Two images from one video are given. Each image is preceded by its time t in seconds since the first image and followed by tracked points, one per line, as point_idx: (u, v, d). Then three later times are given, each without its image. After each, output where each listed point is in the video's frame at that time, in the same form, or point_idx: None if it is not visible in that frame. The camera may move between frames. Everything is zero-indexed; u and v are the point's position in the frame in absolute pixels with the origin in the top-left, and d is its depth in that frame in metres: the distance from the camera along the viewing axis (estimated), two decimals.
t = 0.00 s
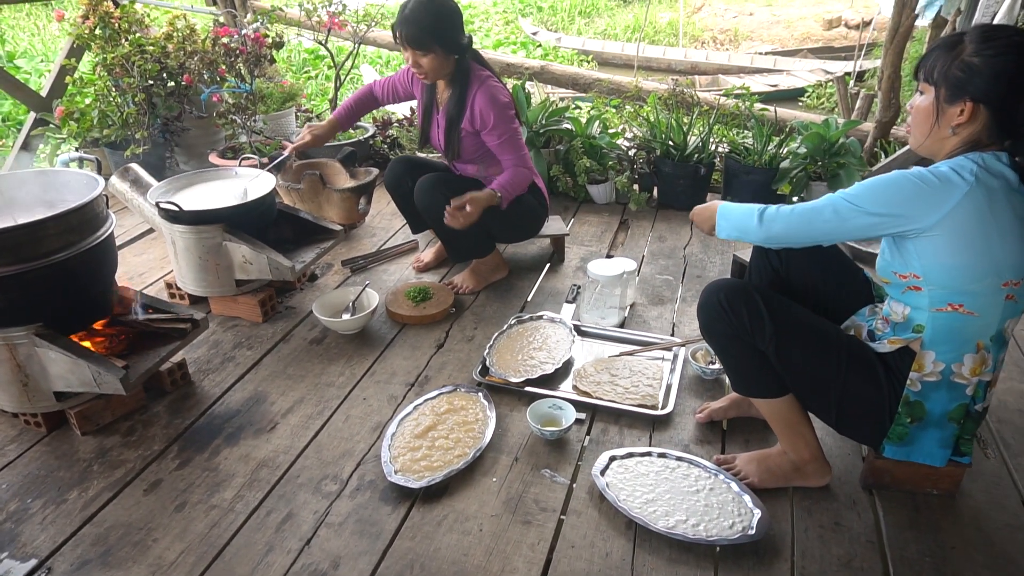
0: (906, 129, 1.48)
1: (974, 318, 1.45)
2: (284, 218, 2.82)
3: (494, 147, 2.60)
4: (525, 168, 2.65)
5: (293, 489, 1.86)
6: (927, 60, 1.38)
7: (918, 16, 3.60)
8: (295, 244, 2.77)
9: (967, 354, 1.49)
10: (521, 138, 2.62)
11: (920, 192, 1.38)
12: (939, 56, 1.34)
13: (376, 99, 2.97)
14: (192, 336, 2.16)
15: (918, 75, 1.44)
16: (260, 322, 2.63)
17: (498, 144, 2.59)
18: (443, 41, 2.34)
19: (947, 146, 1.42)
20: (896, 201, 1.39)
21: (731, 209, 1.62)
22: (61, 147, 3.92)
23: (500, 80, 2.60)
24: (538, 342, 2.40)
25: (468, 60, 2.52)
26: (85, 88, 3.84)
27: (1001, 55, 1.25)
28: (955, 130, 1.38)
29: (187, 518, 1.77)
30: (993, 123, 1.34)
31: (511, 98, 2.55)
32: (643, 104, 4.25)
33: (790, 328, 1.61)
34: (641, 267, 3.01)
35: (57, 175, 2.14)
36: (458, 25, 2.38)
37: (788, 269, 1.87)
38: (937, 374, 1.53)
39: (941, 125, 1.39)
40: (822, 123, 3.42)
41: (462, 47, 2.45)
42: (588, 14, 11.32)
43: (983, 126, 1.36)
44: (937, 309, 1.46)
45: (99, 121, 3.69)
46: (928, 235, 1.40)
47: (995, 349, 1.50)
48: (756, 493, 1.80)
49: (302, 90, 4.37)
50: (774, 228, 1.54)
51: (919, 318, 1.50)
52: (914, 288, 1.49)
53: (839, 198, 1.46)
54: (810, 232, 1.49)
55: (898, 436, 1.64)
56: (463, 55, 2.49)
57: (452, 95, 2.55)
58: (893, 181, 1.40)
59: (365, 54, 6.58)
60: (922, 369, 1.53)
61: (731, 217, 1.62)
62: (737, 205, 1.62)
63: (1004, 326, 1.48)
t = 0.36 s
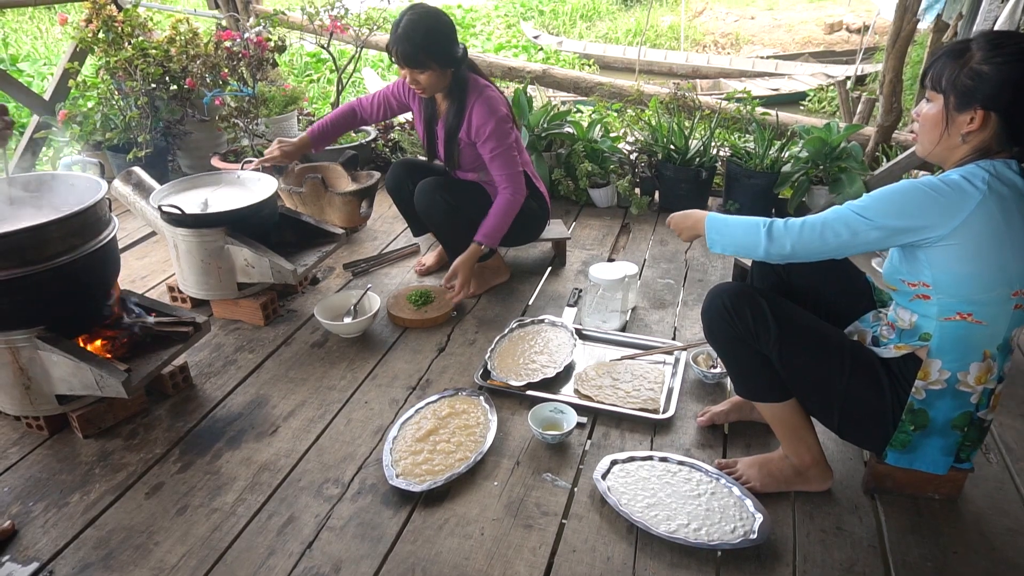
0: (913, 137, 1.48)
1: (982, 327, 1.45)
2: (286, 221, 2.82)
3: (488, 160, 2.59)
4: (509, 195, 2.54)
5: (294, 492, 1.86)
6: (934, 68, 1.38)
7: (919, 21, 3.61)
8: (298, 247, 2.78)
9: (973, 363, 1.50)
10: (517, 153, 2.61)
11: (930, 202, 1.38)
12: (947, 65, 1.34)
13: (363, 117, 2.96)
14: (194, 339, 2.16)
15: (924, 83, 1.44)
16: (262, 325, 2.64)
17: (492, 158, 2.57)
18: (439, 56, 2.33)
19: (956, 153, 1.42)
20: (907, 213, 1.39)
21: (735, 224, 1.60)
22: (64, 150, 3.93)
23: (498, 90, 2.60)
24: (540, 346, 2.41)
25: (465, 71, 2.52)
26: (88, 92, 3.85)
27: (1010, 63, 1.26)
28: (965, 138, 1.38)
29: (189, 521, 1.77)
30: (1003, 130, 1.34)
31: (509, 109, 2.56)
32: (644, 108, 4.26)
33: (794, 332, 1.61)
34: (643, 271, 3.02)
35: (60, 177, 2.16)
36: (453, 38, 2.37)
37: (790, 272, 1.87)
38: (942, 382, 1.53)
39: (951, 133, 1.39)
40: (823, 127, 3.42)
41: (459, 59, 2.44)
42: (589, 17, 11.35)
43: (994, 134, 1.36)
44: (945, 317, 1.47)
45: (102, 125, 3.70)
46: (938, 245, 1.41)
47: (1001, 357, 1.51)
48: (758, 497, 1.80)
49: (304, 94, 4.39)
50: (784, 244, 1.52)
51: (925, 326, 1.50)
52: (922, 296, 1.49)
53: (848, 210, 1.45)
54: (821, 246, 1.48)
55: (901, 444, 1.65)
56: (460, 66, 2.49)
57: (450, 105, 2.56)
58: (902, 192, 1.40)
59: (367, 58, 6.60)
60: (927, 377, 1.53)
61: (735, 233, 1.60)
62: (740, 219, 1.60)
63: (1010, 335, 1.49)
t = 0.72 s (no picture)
0: (917, 144, 1.48)
1: (989, 332, 1.45)
2: (287, 224, 2.82)
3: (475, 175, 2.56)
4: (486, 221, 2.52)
5: (295, 495, 1.86)
6: (937, 76, 1.39)
7: (919, 26, 3.62)
8: (298, 250, 2.78)
9: (979, 367, 1.50)
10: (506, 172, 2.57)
11: (937, 207, 1.39)
12: (953, 71, 1.34)
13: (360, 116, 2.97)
14: (195, 343, 2.17)
15: (927, 89, 1.45)
16: (263, 328, 2.64)
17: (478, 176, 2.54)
18: (429, 67, 2.35)
19: (963, 159, 1.42)
20: (914, 219, 1.40)
21: (743, 235, 1.60)
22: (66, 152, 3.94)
23: (492, 103, 2.57)
24: (540, 349, 2.41)
25: (459, 84, 2.49)
26: (90, 94, 3.87)
27: (1016, 69, 1.26)
28: (972, 144, 1.39)
29: (190, 524, 1.77)
30: (1009, 136, 1.35)
31: (500, 126, 2.52)
32: (644, 111, 4.27)
33: (799, 334, 1.62)
34: (643, 274, 3.02)
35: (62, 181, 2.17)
36: (448, 48, 2.38)
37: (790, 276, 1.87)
38: (948, 387, 1.53)
39: (957, 139, 1.39)
40: (823, 131, 3.43)
41: (452, 70, 2.43)
42: (589, 21, 11.37)
43: (1001, 140, 1.36)
44: (952, 322, 1.47)
45: (103, 128, 3.71)
46: (947, 249, 1.41)
47: (1006, 362, 1.51)
48: (758, 501, 1.80)
49: (305, 97, 4.40)
50: (793, 252, 1.53)
51: (932, 330, 1.50)
52: (928, 300, 1.50)
53: (856, 217, 1.46)
54: (830, 254, 1.49)
55: (906, 448, 1.65)
56: (454, 79, 2.47)
57: (443, 116, 2.55)
58: (909, 198, 1.41)
59: (368, 62, 6.62)
60: (933, 382, 1.53)
61: (742, 244, 1.60)
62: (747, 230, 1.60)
63: (1015, 339, 1.49)
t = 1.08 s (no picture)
0: (919, 146, 1.47)
1: (992, 333, 1.45)
2: (287, 225, 2.83)
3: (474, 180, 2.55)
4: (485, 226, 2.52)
5: (296, 496, 1.86)
6: (939, 78, 1.39)
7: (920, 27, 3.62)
8: (299, 251, 2.78)
9: (983, 368, 1.49)
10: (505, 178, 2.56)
11: (942, 208, 1.38)
12: (956, 74, 1.34)
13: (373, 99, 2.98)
14: (196, 344, 2.17)
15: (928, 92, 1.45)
16: (264, 328, 2.64)
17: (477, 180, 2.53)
18: (430, 66, 2.35)
19: (967, 161, 1.42)
20: (919, 221, 1.40)
21: (748, 244, 1.61)
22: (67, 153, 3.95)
23: (494, 107, 2.56)
24: (541, 350, 2.41)
25: (462, 86, 2.48)
26: (91, 96, 3.87)
27: (1020, 71, 1.27)
28: (977, 146, 1.38)
29: (190, 525, 1.77)
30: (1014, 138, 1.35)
31: (500, 131, 2.51)
32: (645, 112, 4.26)
33: (802, 334, 1.61)
34: (644, 275, 3.02)
35: (60, 181, 2.15)
36: (453, 49, 2.38)
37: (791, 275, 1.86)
38: (952, 388, 1.52)
39: (962, 141, 1.39)
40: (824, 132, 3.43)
41: (456, 70, 2.42)
42: (590, 23, 11.38)
43: (1006, 142, 1.36)
44: (956, 323, 1.47)
45: (104, 129, 3.71)
46: (952, 251, 1.41)
47: (1009, 363, 1.51)
48: (758, 501, 1.80)
49: (305, 98, 4.40)
50: (799, 259, 1.53)
51: (935, 331, 1.50)
52: (932, 301, 1.50)
53: (860, 221, 1.46)
54: (837, 259, 1.49)
55: (910, 450, 1.64)
56: (456, 80, 2.46)
57: (444, 117, 2.53)
58: (913, 201, 1.40)
59: (368, 63, 6.62)
60: (936, 383, 1.53)
61: (747, 254, 1.61)
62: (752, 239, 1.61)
63: (1018, 340, 1.49)
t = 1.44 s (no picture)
0: (915, 146, 1.47)
1: (993, 332, 1.45)
2: (287, 224, 2.82)
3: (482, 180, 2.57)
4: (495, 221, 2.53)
5: (295, 496, 1.86)
6: (935, 77, 1.39)
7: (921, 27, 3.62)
8: (298, 250, 2.78)
9: (983, 367, 1.50)
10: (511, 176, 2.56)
11: (941, 208, 1.38)
12: (954, 73, 1.34)
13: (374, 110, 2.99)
14: (195, 343, 2.16)
15: (923, 92, 1.45)
16: (263, 327, 2.64)
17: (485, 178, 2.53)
18: (442, 61, 2.35)
19: (965, 160, 1.42)
20: (919, 222, 1.40)
21: (744, 246, 1.60)
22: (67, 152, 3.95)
23: (501, 106, 2.57)
24: (540, 349, 2.41)
25: (470, 84, 2.48)
26: (91, 94, 3.87)
27: (1019, 69, 1.27)
28: (975, 145, 1.38)
29: (189, 524, 1.77)
30: (1012, 136, 1.35)
31: (507, 131, 2.52)
32: (646, 112, 4.26)
33: (800, 331, 1.62)
34: (643, 275, 3.02)
35: (76, 181, 2.15)
36: (463, 46, 2.37)
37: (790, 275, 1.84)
38: (952, 388, 1.53)
39: (961, 140, 1.39)
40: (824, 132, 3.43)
41: (465, 67, 2.42)
42: (591, 21, 11.37)
43: (1003, 141, 1.37)
44: (956, 322, 1.46)
45: (104, 127, 3.71)
46: (953, 251, 1.41)
47: (1009, 362, 1.51)
48: (757, 502, 1.80)
49: (305, 97, 4.40)
50: (797, 261, 1.52)
51: (935, 331, 1.50)
52: (931, 301, 1.49)
53: (859, 222, 1.45)
54: (836, 260, 1.48)
55: (909, 449, 1.64)
56: (465, 77, 2.46)
57: (452, 115, 2.53)
58: (912, 201, 1.40)
59: (368, 62, 6.62)
60: (936, 383, 1.53)
61: (743, 255, 1.60)
62: (748, 240, 1.60)
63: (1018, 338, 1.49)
